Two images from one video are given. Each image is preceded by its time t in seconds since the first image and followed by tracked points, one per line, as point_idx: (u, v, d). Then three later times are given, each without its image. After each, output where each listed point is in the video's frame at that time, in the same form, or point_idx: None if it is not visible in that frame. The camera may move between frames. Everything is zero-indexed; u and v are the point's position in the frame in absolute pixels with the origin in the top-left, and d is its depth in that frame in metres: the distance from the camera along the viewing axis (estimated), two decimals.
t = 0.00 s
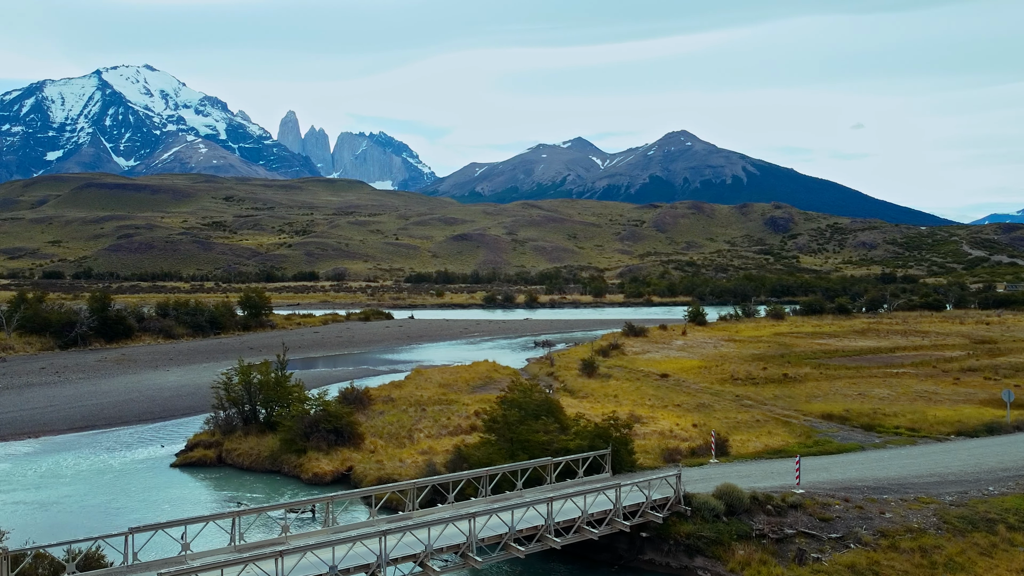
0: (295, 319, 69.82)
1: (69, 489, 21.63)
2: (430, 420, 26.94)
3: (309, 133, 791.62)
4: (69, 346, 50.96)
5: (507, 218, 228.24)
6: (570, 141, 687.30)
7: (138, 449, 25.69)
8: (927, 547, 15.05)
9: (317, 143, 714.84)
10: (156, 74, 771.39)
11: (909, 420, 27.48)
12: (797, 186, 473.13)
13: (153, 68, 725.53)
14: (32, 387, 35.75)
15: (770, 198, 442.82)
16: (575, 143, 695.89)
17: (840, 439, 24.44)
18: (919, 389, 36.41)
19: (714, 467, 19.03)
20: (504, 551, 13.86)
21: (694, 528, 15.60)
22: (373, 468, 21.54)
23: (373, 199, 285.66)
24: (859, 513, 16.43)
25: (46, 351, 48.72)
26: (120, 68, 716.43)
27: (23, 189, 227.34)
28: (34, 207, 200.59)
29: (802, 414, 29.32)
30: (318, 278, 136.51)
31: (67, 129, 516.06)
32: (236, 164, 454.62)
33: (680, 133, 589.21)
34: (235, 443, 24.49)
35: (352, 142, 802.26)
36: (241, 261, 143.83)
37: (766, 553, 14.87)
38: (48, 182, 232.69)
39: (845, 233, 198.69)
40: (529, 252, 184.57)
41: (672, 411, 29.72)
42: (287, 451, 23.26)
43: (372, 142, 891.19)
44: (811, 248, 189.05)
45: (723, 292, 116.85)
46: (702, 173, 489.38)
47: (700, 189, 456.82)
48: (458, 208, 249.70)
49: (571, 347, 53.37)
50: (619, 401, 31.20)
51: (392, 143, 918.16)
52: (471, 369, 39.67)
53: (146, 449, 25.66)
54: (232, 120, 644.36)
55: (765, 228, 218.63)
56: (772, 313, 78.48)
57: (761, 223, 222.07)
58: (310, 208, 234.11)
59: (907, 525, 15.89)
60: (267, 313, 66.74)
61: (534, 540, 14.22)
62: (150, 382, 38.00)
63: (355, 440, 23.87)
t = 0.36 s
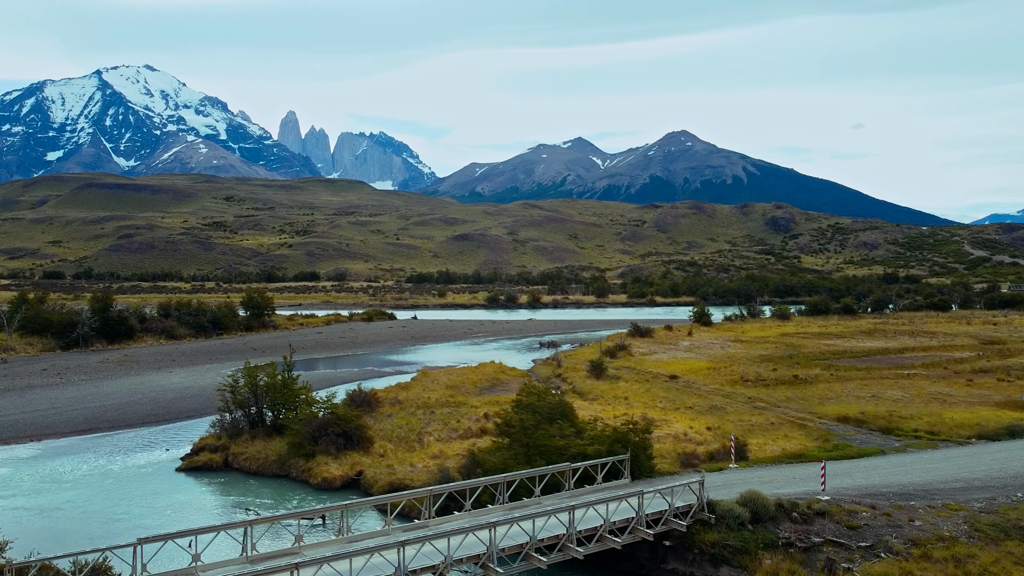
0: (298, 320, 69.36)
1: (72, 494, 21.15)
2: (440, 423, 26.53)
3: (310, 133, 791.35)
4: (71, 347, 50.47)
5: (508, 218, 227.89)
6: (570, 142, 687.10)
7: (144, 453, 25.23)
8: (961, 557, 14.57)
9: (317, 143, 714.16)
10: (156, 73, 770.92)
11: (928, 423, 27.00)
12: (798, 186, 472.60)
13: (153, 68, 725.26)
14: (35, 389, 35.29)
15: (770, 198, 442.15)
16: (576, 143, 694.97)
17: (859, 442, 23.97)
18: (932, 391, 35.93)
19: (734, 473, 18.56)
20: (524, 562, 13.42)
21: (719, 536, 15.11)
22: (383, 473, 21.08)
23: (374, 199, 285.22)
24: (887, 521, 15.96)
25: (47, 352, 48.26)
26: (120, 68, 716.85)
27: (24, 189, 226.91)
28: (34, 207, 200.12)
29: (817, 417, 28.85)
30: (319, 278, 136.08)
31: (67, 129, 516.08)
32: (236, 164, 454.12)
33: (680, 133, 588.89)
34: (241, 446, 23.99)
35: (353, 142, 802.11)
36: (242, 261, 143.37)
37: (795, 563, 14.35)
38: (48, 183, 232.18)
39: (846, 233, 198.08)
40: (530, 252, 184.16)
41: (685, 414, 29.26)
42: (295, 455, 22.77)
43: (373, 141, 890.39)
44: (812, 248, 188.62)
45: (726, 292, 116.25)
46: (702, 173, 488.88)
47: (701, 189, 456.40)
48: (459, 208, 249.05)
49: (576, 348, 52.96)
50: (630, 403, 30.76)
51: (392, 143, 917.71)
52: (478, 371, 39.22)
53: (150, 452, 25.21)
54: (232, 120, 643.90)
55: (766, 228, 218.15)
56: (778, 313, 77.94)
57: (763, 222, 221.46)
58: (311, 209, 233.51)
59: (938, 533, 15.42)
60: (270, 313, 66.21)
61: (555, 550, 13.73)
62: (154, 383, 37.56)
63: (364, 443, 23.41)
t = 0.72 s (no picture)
0: (312, 320, 69.15)
1: (89, 498, 20.84)
2: (461, 426, 26.16)
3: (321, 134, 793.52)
4: (86, 347, 50.38)
5: (519, 218, 227.40)
6: (580, 142, 685.93)
7: (162, 456, 24.92)
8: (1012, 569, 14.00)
9: (328, 144, 716.53)
10: (168, 75, 775.51)
11: (960, 427, 26.32)
12: (810, 186, 469.57)
13: (166, 70, 730.69)
14: (52, 390, 35.11)
15: (781, 197, 439.21)
16: (586, 143, 693.62)
17: (892, 447, 23.37)
18: (961, 393, 35.22)
19: (769, 480, 18.00)
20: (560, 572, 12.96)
21: (759, 547, 14.56)
22: (405, 478, 20.64)
23: (385, 199, 285.52)
24: (931, 530, 15.38)
25: (63, 353, 48.16)
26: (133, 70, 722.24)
27: (38, 190, 228.46)
28: (49, 207, 201.35)
29: (846, 421, 28.28)
30: (330, 278, 136.11)
31: (81, 130, 520.05)
32: (248, 164, 456.03)
33: (691, 133, 586.47)
34: (261, 450, 23.63)
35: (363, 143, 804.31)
36: (254, 261, 143.58)
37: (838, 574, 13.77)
38: (62, 183, 233.75)
39: (860, 233, 196.42)
40: (542, 252, 183.60)
41: (710, 417, 28.69)
42: (316, 460, 22.38)
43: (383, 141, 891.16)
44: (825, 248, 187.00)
45: (740, 293, 115.26)
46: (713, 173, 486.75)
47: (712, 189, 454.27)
48: (470, 209, 248.81)
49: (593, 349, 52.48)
50: (652, 405, 30.24)
51: (403, 143, 919.58)
52: (496, 373, 38.82)
53: (167, 456, 24.90)
54: (243, 121, 646.74)
55: (778, 228, 216.56)
56: (796, 314, 77.05)
57: (775, 222, 219.95)
58: (322, 209, 233.86)
59: (986, 545, 14.83)
60: (285, 314, 66.02)
61: (591, 560, 13.24)
62: (170, 385, 37.31)
63: (385, 447, 22.99)
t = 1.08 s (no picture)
0: (341, 320, 69.30)
1: (123, 500, 20.83)
2: (496, 429, 25.82)
3: (347, 135, 799.74)
4: (119, 347, 50.90)
5: (544, 218, 226.68)
6: (606, 141, 683.01)
7: (197, 457, 24.89)
8: None
9: (354, 145, 722.02)
10: (198, 78, 787.00)
11: (1014, 433, 25.34)
12: (839, 185, 462.49)
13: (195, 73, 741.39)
14: (88, 391, 35.35)
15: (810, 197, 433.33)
16: (612, 143, 690.58)
17: (944, 454, 22.57)
18: (1009, 398, 33.98)
19: (820, 488, 17.38)
20: None
21: (816, 559, 13.94)
22: (443, 482, 20.30)
23: (410, 199, 286.58)
24: (998, 544, 14.62)
25: (97, 353, 48.67)
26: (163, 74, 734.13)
27: (71, 191, 232.61)
28: (82, 209, 204.84)
29: (892, 425, 27.41)
30: (358, 278, 136.78)
31: (113, 133, 529.27)
32: (276, 165, 460.34)
33: (718, 133, 581.46)
34: (296, 452, 23.47)
35: (389, 144, 809.32)
36: (282, 262, 144.71)
37: None
38: (94, 185, 238.21)
39: (891, 233, 192.62)
40: (568, 253, 182.82)
41: (749, 421, 28.05)
42: (352, 463, 22.13)
43: (409, 142, 895.05)
44: (855, 248, 183.82)
45: (771, 294, 113.47)
46: (740, 173, 481.42)
47: (738, 189, 449.40)
48: (495, 210, 248.60)
49: (624, 351, 51.81)
50: (689, 408, 29.66)
51: (428, 144, 924.01)
52: (528, 375, 38.50)
53: (202, 457, 24.87)
54: (271, 122, 654.25)
55: (807, 228, 213.41)
56: (830, 314, 75.46)
57: (804, 222, 216.71)
58: (349, 210, 235.34)
59: None
60: (314, 314, 66.26)
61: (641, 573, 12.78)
62: (203, 385, 37.36)
63: (421, 450, 22.69)
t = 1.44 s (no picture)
0: (370, 320, 69.38)
1: (159, 502, 20.80)
2: (533, 432, 25.46)
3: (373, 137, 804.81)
4: (152, 347, 51.38)
5: (570, 218, 225.66)
6: (631, 141, 679.28)
7: (231, 459, 24.82)
8: None
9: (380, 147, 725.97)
10: (227, 80, 797.14)
11: None
12: (869, 184, 454.61)
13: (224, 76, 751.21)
14: (122, 391, 35.60)
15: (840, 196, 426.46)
16: (638, 143, 686.38)
17: (1001, 462, 21.65)
18: None
19: (877, 497, 16.67)
20: None
21: (877, 573, 13.33)
22: (482, 487, 19.94)
23: (437, 200, 287.27)
24: None
25: (130, 352, 49.16)
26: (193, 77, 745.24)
27: (105, 193, 236.66)
28: (114, 210, 208.20)
29: (941, 431, 26.45)
30: (385, 279, 137.21)
31: (144, 136, 538.16)
32: (303, 167, 464.39)
33: (746, 131, 575.31)
34: (331, 454, 23.26)
35: (415, 145, 813.28)
36: (310, 262, 145.65)
37: None
38: (127, 187, 242.24)
39: (924, 232, 188.40)
40: (594, 253, 181.76)
41: (792, 425, 27.28)
42: (388, 466, 21.86)
43: (435, 142, 898.57)
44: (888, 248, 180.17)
45: (802, 294, 111.40)
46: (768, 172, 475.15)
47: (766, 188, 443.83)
48: (521, 210, 247.89)
49: (656, 353, 51.12)
50: (728, 412, 28.98)
51: (454, 145, 926.76)
52: (562, 377, 38.07)
53: (237, 458, 24.85)
54: (298, 124, 660.64)
55: (837, 227, 209.81)
56: (865, 315, 73.73)
57: (835, 221, 213.00)
58: (376, 210, 236.49)
59: None
60: (343, 315, 66.51)
61: None
62: (235, 385, 37.43)
63: (459, 453, 22.38)
